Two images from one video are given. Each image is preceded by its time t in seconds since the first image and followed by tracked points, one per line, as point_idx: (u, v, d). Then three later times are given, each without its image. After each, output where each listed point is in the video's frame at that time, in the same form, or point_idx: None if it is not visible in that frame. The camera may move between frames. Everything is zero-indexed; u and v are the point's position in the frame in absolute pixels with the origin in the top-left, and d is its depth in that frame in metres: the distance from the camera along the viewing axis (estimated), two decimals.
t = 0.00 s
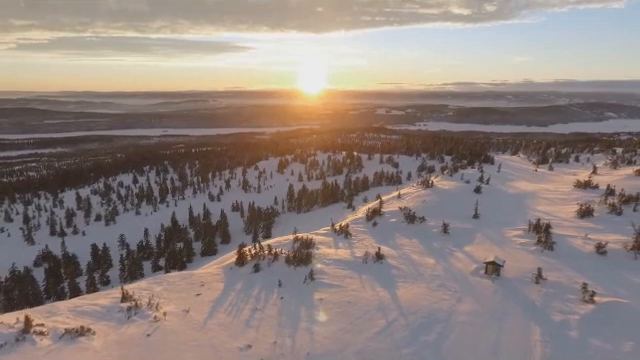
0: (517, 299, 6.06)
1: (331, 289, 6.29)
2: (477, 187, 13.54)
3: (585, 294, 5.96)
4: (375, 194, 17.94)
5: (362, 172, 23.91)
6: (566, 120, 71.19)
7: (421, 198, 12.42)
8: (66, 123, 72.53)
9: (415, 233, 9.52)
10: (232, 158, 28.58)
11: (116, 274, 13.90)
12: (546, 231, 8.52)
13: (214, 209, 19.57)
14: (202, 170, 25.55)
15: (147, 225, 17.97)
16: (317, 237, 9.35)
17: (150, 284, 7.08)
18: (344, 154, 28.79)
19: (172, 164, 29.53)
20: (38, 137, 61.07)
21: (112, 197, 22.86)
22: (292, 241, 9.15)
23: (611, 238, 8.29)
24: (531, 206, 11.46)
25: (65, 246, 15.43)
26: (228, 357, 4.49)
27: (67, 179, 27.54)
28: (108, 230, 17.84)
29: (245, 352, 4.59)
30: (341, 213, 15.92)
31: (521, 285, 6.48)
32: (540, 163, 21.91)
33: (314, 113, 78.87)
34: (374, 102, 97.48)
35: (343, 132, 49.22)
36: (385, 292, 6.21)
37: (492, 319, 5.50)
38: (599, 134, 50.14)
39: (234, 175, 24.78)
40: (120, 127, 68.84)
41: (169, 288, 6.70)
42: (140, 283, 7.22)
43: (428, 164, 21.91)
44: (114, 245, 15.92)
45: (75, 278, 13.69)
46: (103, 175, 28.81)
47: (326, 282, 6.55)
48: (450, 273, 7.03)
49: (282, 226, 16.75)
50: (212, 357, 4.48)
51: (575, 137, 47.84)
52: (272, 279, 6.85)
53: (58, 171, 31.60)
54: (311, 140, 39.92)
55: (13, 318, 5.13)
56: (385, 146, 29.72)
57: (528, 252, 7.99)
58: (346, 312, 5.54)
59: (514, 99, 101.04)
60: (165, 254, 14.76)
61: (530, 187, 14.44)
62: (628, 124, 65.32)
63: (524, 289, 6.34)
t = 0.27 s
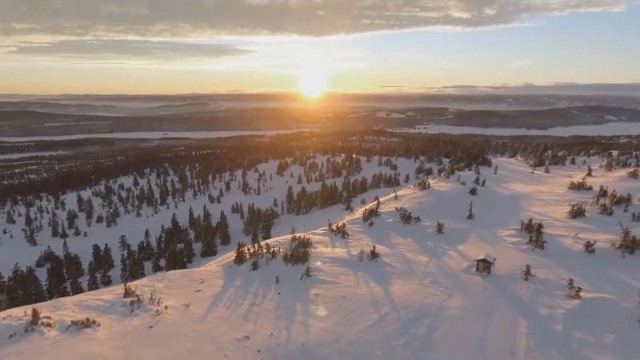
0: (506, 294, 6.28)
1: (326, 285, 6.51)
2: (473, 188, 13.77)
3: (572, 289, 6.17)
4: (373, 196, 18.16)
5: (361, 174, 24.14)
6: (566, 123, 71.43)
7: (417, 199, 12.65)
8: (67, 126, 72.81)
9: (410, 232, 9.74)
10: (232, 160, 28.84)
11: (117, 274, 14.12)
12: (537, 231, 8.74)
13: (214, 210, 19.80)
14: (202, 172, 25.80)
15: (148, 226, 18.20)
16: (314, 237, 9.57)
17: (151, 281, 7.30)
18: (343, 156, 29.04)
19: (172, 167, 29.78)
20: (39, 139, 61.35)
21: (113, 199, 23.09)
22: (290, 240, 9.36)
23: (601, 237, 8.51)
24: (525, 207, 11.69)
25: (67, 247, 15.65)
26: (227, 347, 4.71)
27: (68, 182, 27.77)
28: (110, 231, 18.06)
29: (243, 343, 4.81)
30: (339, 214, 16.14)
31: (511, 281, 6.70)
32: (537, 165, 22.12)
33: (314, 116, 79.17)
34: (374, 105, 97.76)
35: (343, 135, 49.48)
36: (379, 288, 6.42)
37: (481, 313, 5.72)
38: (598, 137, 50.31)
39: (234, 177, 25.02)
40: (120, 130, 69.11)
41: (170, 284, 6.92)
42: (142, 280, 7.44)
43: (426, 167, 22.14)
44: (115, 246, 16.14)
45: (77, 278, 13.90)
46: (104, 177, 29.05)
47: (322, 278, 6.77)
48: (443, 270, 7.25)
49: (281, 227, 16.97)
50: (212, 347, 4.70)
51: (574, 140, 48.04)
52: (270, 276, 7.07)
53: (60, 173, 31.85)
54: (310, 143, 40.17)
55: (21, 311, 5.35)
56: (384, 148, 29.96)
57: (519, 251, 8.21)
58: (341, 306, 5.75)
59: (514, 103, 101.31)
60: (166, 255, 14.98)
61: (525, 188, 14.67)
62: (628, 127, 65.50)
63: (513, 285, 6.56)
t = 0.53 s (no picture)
0: (496, 290, 6.51)
1: (322, 281, 6.74)
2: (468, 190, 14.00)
3: (559, 285, 6.40)
4: (371, 197, 18.37)
5: (359, 176, 24.38)
6: (566, 126, 71.65)
7: (413, 200, 12.87)
8: (68, 129, 73.10)
9: (405, 232, 9.96)
10: (232, 163, 29.09)
11: (119, 274, 14.33)
12: (528, 230, 8.96)
13: (214, 212, 20.01)
14: (203, 174, 26.03)
15: (149, 227, 18.41)
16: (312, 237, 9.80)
17: (153, 278, 7.53)
18: (342, 159, 29.29)
19: (173, 169, 30.01)
20: (40, 142, 61.64)
21: (115, 201, 23.32)
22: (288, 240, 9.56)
23: (590, 236, 8.73)
24: (518, 207, 11.91)
25: (69, 247, 15.86)
26: (226, 338, 4.93)
27: (69, 184, 28.02)
28: (111, 232, 18.29)
29: (241, 334, 5.03)
30: (337, 215, 16.36)
31: (501, 278, 6.91)
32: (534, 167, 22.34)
33: (315, 119, 79.48)
34: (374, 108, 98.12)
35: (343, 138, 49.71)
36: (373, 284, 6.64)
37: (470, 307, 5.93)
38: (597, 140, 50.53)
39: (234, 179, 25.26)
40: (121, 133, 69.40)
41: (171, 281, 7.14)
42: (143, 277, 7.65)
43: (424, 169, 22.40)
44: (116, 247, 16.35)
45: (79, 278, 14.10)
46: (105, 179, 29.28)
47: (318, 275, 6.99)
48: (435, 268, 7.47)
49: (280, 227, 17.18)
50: (211, 337, 4.93)
51: (573, 142, 48.25)
52: (268, 273, 7.29)
53: (61, 175, 32.09)
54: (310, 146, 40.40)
55: (28, 305, 5.58)
56: (383, 151, 30.20)
57: (511, 250, 8.44)
58: (335, 301, 5.98)
59: (514, 106, 101.59)
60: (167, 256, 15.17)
61: (521, 190, 14.90)
62: (628, 130, 65.61)
63: (502, 281, 6.79)
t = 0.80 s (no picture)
0: (486, 286, 6.73)
1: (318, 278, 6.96)
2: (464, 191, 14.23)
3: (547, 282, 6.62)
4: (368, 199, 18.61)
5: (358, 178, 24.62)
6: (565, 129, 71.90)
7: (410, 201, 13.11)
8: (69, 132, 73.37)
9: (401, 232, 10.19)
10: (233, 165, 29.34)
11: (120, 274, 14.54)
12: (520, 230, 9.19)
13: (214, 214, 20.24)
14: (203, 177, 26.28)
15: (149, 228, 18.62)
16: (309, 236, 10.02)
17: (155, 275, 7.75)
18: (341, 161, 29.54)
19: (173, 172, 30.25)
20: (41, 145, 61.91)
21: (115, 202, 23.55)
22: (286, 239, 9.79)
23: (581, 235, 8.96)
24: (512, 208, 12.14)
25: (71, 248, 16.08)
26: (225, 330, 5.15)
27: (70, 186, 28.26)
28: (112, 233, 18.50)
29: (239, 327, 5.25)
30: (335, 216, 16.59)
31: (491, 275, 7.14)
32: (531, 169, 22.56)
33: (315, 122, 79.74)
34: (374, 111, 98.49)
35: (343, 141, 49.99)
36: (367, 281, 6.87)
37: (460, 302, 6.15)
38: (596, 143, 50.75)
39: (234, 181, 25.50)
40: (121, 136, 69.67)
41: (171, 278, 7.36)
42: (145, 274, 7.88)
43: (422, 171, 22.65)
44: (117, 248, 16.56)
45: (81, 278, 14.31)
46: (106, 181, 29.52)
47: (314, 272, 7.21)
48: (429, 265, 7.69)
49: (279, 228, 17.40)
50: (211, 329, 5.15)
51: (573, 145, 48.45)
52: (266, 271, 7.52)
53: (62, 178, 32.33)
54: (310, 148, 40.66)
55: (34, 300, 5.80)
56: (382, 153, 30.45)
57: (503, 248, 8.66)
58: (330, 296, 6.20)
59: (514, 109, 101.92)
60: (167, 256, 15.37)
61: (516, 191, 15.13)
62: (627, 133, 65.82)
63: (493, 278, 7.01)
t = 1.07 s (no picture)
0: (476, 283, 6.95)
1: (315, 275, 7.19)
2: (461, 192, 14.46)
3: (535, 278, 6.85)
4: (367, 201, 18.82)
5: (357, 180, 24.85)
6: (564, 131, 72.11)
7: (406, 202, 13.34)
8: (70, 134, 73.67)
9: (397, 232, 10.42)
10: (233, 167, 29.59)
11: (121, 274, 14.76)
12: (513, 229, 9.42)
13: (214, 215, 20.47)
14: (203, 178, 26.51)
15: (149, 229, 18.83)
16: (308, 235, 10.25)
17: (157, 272, 7.99)
18: (340, 163, 29.78)
19: (174, 174, 30.49)
20: (42, 147, 62.20)
21: (116, 204, 23.77)
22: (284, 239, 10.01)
23: (571, 235, 9.20)
24: (507, 209, 12.37)
25: (73, 248, 16.30)
26: (224, 322, 5.39)
27: (72, 188, 28.50)
28: (113, 234, 18.73)
29: (238, 319, 5.48)
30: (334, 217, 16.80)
31: (482, 272, 7.36)
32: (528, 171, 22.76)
33: (315, 125, 79.99)
34: (374, 114, 98.76)
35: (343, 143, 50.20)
36: (362, 277, 7.09)
37: (451, 298, 6.37)
38: (595, 145, 50.90)
39: (234, 183, 25.74)
40: (122, 139, 69.94)
41: (173, 274, 7.59)
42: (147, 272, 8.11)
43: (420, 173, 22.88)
44: (118, 249, 16.78)
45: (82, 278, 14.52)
46: (107, 183, 29.76)
47: (310, 270, 7.43)
48: (422, 263, 7.91)
49: (278, 229, 17.60)
50: (210, 322, 5.38)
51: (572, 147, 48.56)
52: (264, 268, 7.74)
53: (64, 180, 32.58)
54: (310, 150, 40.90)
55: (41, 295, 6.03)
56: (381, 156, 30.68)
57: (496, 247, 8.89)
58: (326, 292, 6.43)
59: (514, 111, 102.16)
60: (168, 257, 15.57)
61: (511, 192, 15.36)
62: (627, 135, 65.95)
63: (483, 275, 7.23)
